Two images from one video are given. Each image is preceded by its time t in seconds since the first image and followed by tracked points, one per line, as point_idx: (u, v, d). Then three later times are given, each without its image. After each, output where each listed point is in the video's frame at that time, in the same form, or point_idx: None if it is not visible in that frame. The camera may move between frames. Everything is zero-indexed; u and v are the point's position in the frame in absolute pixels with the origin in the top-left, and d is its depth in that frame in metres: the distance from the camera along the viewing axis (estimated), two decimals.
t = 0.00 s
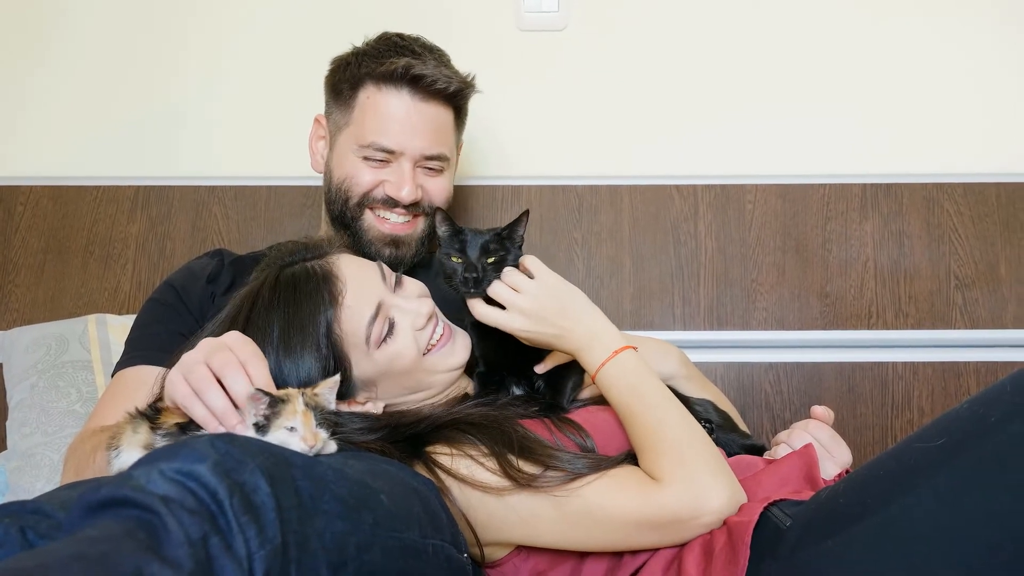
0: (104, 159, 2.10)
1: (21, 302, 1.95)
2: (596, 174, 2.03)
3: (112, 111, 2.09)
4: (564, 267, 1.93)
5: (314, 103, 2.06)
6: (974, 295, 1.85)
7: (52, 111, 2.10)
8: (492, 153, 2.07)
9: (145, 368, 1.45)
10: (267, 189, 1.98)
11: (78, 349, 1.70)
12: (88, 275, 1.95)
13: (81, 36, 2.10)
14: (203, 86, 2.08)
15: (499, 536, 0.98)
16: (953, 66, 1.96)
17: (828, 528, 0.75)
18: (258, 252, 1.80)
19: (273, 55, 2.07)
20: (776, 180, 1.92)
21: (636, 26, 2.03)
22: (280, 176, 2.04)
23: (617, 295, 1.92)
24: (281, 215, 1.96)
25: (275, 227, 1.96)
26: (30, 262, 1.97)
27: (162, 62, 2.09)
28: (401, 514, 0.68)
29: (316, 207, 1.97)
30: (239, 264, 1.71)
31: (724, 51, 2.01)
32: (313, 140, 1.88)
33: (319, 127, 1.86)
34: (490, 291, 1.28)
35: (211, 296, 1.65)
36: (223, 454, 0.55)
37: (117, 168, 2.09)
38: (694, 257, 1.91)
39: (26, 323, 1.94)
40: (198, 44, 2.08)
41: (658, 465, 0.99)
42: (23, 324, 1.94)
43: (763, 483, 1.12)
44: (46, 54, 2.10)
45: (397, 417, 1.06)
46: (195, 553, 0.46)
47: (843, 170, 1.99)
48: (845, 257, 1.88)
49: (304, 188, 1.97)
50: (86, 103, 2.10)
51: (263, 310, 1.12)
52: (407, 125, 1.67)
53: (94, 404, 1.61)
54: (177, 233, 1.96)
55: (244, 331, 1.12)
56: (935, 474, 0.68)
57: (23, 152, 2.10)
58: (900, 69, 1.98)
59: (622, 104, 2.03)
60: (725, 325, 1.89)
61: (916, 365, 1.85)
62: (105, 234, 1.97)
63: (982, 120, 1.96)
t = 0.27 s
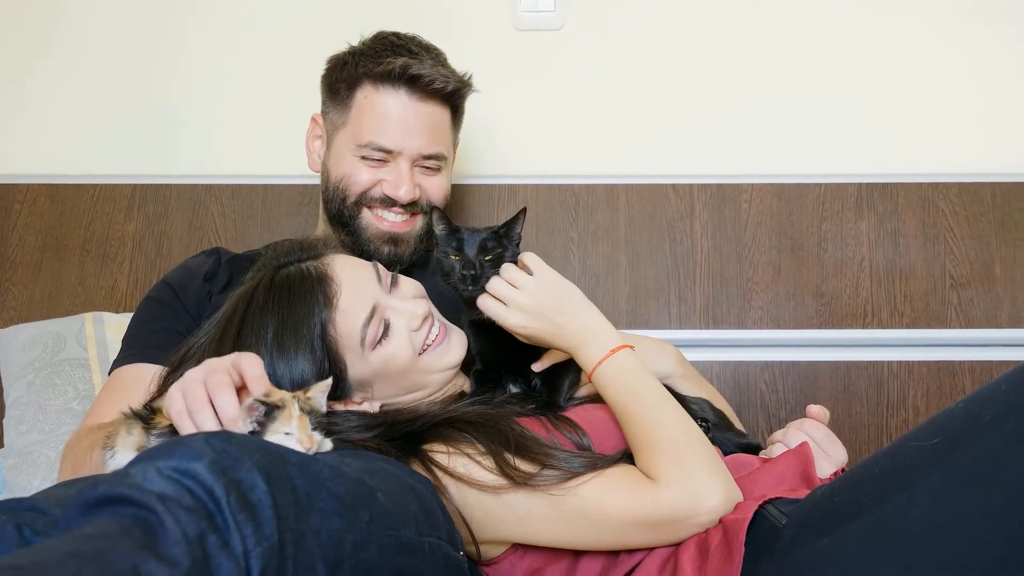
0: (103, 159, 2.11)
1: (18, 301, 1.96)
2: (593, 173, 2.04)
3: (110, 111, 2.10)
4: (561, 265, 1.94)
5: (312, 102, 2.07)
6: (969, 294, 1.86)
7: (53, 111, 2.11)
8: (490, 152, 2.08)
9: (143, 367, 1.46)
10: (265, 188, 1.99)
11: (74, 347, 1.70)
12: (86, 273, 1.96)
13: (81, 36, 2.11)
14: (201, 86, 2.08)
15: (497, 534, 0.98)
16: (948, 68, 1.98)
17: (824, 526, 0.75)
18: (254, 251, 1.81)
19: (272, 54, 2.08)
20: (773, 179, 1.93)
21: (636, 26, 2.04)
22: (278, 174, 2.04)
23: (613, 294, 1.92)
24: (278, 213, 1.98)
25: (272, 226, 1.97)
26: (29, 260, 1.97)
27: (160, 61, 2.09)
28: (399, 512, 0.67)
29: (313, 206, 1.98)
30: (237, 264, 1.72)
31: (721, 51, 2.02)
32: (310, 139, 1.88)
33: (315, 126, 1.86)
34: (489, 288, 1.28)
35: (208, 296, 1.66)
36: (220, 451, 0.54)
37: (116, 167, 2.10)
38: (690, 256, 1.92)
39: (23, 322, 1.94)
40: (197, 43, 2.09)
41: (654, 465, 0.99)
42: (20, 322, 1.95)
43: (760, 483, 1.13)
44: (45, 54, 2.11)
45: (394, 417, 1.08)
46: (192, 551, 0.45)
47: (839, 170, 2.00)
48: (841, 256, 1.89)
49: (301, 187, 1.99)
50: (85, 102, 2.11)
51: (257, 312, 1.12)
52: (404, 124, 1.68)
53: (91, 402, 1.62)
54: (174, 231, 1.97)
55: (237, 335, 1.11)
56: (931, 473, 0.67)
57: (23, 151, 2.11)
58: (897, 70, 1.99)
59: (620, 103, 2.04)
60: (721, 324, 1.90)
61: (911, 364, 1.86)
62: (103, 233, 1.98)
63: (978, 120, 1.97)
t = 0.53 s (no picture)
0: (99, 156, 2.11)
1: (13, 298, 1.95)
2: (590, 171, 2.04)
3: (107, 108, 2.10)
4: (557, 263, 1.94)
5: (310, 100, 2.07)
6: (965, 293, 1.86)
7: (52, 111, 2.12)
8: (486, 152, 2.09)
9: (140, 363, 1.45)
10: (262, 185, 1.99)
11: (71, 344, 1.67)
12: (82, 271, 1.96)
13: (79, 34, 2.11)
14: (198, 84, 2.09)
15: (492, 532, 0.98)
16: (943, 68, 1.98)
17: (817, 526, 0.76)
18: (250, 248, 1.81)
19: (270, 53, 2.08)
20: (768, 178, 1.93)
21: (636, 26, 2.04)
22: (274, 172, 2.04)
23: (610, 292, 1.93)
24: (274, 210, 1.98)
25: (268, 223, 1.97)
26: (23, 257, 1.97)
27: (158, 59, 2.10)
28: (393, 509, 0.67)
29: (309, 204, 1.98)
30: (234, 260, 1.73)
31: (718, 50, 2.02)
32: (307, 137, 1.88)
33: (313, 124, 1.86)
34: (482, 286, 1.27)
35: (204, 293, 1.67)
36: (216, 448, 0.53)
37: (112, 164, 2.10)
38: (686, 254, 1.92)
39: (17, 319, 1.94)
40: (195, 41, 2.09)
41: (649, 462, 0.99)
42: (14, 320, 1.94)
43: (754, 480, 1.13)
44: (41, 51, 2.11)
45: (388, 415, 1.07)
46: (188, 547, 0.44)
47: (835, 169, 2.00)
48: (837, 255, 1.90)
49: (297, 184, 1.99)
50: (82, 99, 2.11)
51: (252, 315, 1.13)
52: (402, 123, 1.68)
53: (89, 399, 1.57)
54: (170, 228, 1.97)
55: (231, 335, 1.13)
56: (926, 472, 0.67)
57: (20, 148, 2.11)
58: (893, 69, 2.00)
59: (617, 102, 2.04)
60: (717, 322, 1.90)
61: (908, 363, 1.86)
62: (99, 229, 1.98)
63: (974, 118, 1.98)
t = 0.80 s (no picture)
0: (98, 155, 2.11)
1: (13, 297, 1.96)
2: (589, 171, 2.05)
3: (107, 108, 2.11)
4: (556, 263, 1.95)
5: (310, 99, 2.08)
6: (962, 293, 1.87)
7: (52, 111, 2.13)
8: (486, 152, 2.10)
9: (139, 363, 1.46)
10: (261, 184, 2.00)
11: (70, 344, 1.68)
12: (82, 270, 1.97)
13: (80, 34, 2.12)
14: (198, 84, 2.10)
15: (490, 532, 0.99)
16: (942, 69, 1.99)
17: (815, 526, 0.76)
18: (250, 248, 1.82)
19: (271, 52, 2.09)
20: (766, 178, 1.94)
21: (636, 26, 2.05)
22: (274, 171, 2.05)
23: (608, 291, 1.94)
24: (273, 210, 1.98)
25: (267, 222, 1.98)
26: (22, 256, 1.98)
27: (158, 59, 2.11)
28: (392, 508, 0.68)
29: (308, 203, 1.99)
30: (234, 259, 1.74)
31: (717, 51, 2.03)
32: (307, 135, 1.89)
33: (313, 123, 1.87)
34: (482, 285, 1.28)
35: (203, 292, 1.68)
36: (214, 446, 0.54)
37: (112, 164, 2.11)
38: (684, 254, 1.93)
39: (16, 318, 1.95)
40: (195, 41, 2.10)
41: (647, 462, 0.99)
42: (14, 319, 1.95)
43: (752, 480, 1.14)
44: (42, 51, 2.12)
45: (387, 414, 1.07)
46: (186, 545, 0.46)
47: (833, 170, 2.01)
48: (835, 255, 1.91)
49: (296, 184, 2.00)
50: (82, 99, 2.12)
51: (250, 315, 1.14)
52: (400, 122, 1.69)
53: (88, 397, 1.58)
54: (169, 228, 1.98)
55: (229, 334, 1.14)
56: (923, 472, 0.69)
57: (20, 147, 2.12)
58: (891, 71, 2.01)
59: (616, 103, 2.05)
60: (715, 322, 1.91)
61: (906, 363, 1.87)
62: (99, 229, 1.99)
63: (973, 119, 1.99)
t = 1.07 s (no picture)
0: (100, 156, 2.13)
1: (15, 297, 1.98)
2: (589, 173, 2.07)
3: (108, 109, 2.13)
4: (557, 265, 1.97)
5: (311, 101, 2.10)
6: (960, 294, 1.89)
7: (53, 111, 2.14)
8: (486, 153, 2.12)
9: (139, 363, 1.48)
10: (262, 186, 2.02)
11: (71, 344, 1.70)
12: (84, 270, 1.99)
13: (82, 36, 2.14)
14: (199, 85, 2.12)
15: (488, 531, 1.01)
16: (941, 72, 2.01)
17: (812, 527, 0.78)
18: (251, 249, 1.84)
19: (274, 54, 2.11)
20: (764, 180, 1.96)
21: (636, 27, 2.07)
22: (275, 172, 2.07)
23: (607, 291, 1.96)
24: (274, 211, 2.00)
25: (268, 223, 2.00)
26: (25, 256, 2.00)
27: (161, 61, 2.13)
28: (392, 508, 0.70)
29: (308, 204, 2.01)
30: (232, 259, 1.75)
31: (716, 53, 2.05)
32: (307, 135, 1.91)
33: (313, 122, 1.89)
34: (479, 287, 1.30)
35: (204, 292, 1.70)
36: (213, 446, 0.56)
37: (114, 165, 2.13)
38: (683, 255, 1.95)
39: (19, 318, 1.97)
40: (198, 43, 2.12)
41: (646, 461, 1.01)
42: (16, 319, 1.97)
43: (751, 480, 1.16)
44: (44, 52, 2.15)
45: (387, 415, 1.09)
46: (186, 544, 0.48)
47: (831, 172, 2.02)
48: (833, 255, 1.93)
49: (297, 185, 2.02)
50: (84, 100, 2.14)
51: (249, 314, 1.16)
52: (398, 123, 1.71)
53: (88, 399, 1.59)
54: (170, 229, 2.00)
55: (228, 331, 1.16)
56: (922, 472, 0.71)
57: (24, 147, 2.14)
58: (890, 73, 2.03)
59: (617, 105, 2.07)
60: (713, 322, 1.93)
61: (904, 364, 1.88)
62: (100, 230, 2.01)
63: (971, 121, 2.00)
